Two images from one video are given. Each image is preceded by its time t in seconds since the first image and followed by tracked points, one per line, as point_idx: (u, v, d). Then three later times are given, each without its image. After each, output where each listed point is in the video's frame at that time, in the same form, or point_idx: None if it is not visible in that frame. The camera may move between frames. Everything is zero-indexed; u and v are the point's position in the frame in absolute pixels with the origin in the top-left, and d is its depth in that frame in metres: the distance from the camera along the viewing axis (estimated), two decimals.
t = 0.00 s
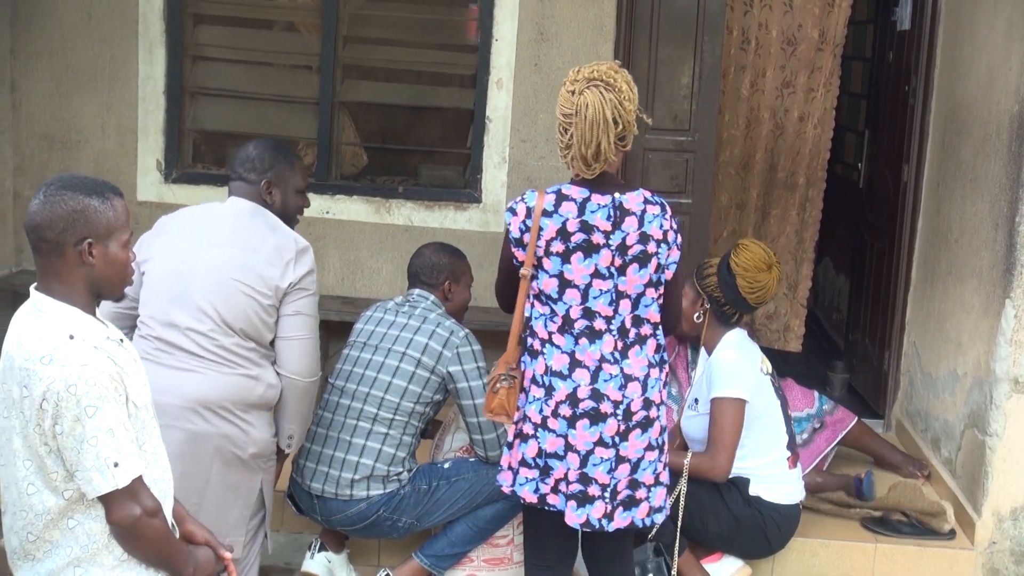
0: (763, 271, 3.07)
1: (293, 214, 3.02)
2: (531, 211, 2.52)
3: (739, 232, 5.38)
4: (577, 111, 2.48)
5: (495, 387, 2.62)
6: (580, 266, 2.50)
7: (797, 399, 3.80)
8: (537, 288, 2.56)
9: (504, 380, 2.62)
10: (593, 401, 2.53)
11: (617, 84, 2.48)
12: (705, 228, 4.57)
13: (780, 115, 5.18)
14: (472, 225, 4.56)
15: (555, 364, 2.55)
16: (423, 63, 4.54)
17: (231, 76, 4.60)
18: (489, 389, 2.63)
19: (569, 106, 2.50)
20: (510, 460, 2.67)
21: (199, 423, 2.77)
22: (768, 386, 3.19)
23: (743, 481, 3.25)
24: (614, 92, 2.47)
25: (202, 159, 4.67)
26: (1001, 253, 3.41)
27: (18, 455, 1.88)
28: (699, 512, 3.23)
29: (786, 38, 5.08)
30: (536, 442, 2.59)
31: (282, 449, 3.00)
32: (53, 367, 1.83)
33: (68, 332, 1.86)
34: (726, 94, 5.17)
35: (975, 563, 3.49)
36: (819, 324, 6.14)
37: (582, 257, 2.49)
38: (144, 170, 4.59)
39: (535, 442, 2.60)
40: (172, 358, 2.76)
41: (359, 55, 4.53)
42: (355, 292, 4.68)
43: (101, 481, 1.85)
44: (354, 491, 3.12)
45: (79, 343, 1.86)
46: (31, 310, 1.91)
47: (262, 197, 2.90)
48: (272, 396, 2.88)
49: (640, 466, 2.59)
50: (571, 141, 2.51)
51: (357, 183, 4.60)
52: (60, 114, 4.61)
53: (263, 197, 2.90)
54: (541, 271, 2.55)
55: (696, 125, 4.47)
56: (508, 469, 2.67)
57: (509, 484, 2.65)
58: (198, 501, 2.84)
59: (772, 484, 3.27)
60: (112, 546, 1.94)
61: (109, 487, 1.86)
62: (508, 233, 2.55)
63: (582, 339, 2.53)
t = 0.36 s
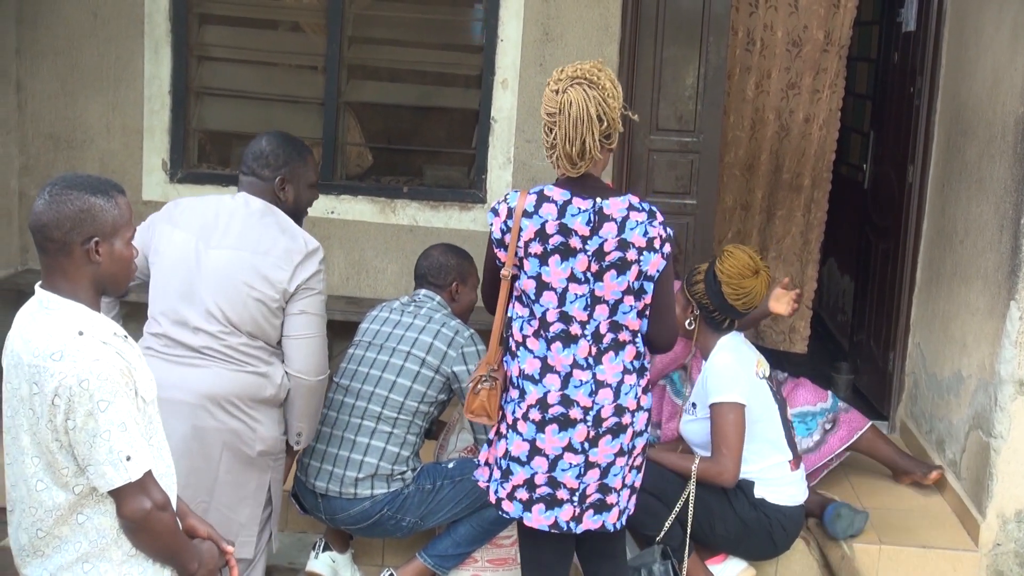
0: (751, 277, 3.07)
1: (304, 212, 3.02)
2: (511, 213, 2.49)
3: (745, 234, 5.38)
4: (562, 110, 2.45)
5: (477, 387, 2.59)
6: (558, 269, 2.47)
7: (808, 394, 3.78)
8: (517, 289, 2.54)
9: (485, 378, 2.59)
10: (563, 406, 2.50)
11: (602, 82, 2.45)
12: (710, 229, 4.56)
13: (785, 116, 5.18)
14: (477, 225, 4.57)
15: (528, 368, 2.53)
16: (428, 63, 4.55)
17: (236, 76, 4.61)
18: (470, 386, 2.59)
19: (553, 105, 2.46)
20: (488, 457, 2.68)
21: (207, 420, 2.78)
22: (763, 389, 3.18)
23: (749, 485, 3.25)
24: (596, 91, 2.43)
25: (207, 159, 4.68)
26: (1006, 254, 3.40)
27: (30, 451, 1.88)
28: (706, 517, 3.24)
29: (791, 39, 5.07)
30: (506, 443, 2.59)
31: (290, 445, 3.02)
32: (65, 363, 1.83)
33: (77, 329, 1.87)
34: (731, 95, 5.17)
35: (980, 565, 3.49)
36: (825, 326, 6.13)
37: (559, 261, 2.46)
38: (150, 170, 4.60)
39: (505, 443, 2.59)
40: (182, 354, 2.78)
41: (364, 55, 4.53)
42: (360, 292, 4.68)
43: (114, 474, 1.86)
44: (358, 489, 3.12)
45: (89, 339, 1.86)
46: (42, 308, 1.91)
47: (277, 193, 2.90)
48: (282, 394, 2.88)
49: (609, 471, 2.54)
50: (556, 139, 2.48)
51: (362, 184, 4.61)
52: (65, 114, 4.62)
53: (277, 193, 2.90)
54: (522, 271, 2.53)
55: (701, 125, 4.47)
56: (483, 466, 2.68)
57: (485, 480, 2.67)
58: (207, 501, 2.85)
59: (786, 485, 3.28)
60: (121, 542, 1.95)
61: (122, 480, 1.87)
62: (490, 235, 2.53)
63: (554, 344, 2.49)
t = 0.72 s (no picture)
0: (715, 287, 3.05)
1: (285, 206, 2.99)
2: (510, 219, 2.51)
3: (749, 236, 5.38)
4: (562, 116, 2.45)
5: (473, 398, 2.58)
6: (556, 277, 2.47)
7: (820, 395, 3.75)
8: (516, 297, 2.55)
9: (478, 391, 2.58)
10: (556, 417, 2.50)
11: (604, 89, 2.44)
12: (714, 232, 4.56)
13: (789, 118, 5.18)
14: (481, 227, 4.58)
15: (523, 377, 2.53)
16: (432, 65, 4.55)
17: (241, 78, 4.62)
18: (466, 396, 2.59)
19: (554, 111, 2.47)
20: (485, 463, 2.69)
21: (198, 423, 2.79)
22: (752, 394, 3.17)
23: (749, 485, 3.25)
24: (597, 99, 2.42)
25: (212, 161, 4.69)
26: (1010, 257, 3.40)
27: (29, 450, 1.89)
28: (706, 519, 3.24)
29: (795, 42, 5.08)
30: (500, 450, 2.60)
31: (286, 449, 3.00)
32: (63, 363, 1.84)
33: (76, 327, 1.88)
34: (735, 98, 5.17)
35: (984, 568, 3.48)
36: (828, 329, 6.13)
37: (557, 269, 2.46)
38: (155, 172, 4.62)
39: (499, 451, 2.61)
40: (171, 359, 2.78)
41: (368, 58, 4.55)
42: (364, 294, 4.69)
43: (113, 472, 1.86)
44: (362, 445, 3.12)
45: (88, 338, 1.87)
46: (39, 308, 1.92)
47: (256, 191, 2.87)
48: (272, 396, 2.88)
49: (603, 481, 2.53)
50: (556, 144, 2.49)
51: (367, 186, 4.62)
52: (71, 115, 4.63)
53: (257, 190, 2.87)
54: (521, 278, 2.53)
55: (706, 127, 4.47)
56: (479, 472, 2.71)
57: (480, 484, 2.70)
58: (202, 505, 2.86)
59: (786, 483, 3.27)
60: (120, 541, 1.95)
61: (121, 478, 1.87)
62: (491, 240, 2.54)
63: (549, 354, 2.49)
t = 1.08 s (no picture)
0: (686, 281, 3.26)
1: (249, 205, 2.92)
2: (521, 222, 2.53)
3: (751, 236, 5.38)
4: (574, 115, 2.47)
5: (490, 403, 2.61)
6: (564, 281, 2.47)
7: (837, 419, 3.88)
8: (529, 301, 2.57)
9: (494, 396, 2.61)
10: (561, 421, 2.52)
11: (617, 89, 2.46)
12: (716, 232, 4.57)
13: (791, 118, 5.18)
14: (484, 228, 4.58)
15: (533, 378, 2.55)
16: (433, 66, 4.56)
17: (242, 80, 4.63)
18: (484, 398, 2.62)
19: (567, 110, 2.49)
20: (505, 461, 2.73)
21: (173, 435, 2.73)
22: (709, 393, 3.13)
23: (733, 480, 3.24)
24: (609, 98, 2.44)
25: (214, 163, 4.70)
26: (1013, 255, 3.40)
27: (26, 451, 1.90)
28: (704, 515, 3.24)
29: (797, 42, 5.07)
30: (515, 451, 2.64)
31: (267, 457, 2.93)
32: (60, 364, 1.84)
33: (74, 328, 1.88)
34: (736, 97, 5.17)
35: (987, 566, 3.48)
36: (831, 328, 6.13)
37: (565, 274, 2.47)
38: (157, 175, 4.63)
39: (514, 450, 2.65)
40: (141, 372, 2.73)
41: (370, 59, 4.56)
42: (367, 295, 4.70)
43: (110, 473, 1.87)
44: (370, 365, 3.08)
45: (86, 339, 1.88)
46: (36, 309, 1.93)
47: (221, 191, 2.79)
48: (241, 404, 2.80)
49: (608, 486, 2.54)
50: (568, 143, 2.50)
51: (369, 187, 4.62)
52: (73, 118, 4.65)
53: (222, 190, 2.79)
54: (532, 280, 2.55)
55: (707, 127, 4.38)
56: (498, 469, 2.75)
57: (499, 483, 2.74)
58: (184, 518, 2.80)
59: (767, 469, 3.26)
60: (119, 541, 1.96)
61: (118, 478, 1.88)
62: (503, 244, 2.57)
63: (555, 357, 2.51)
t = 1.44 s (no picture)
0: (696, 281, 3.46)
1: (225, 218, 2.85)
2: (543, 226, 2.54)
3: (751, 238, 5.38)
4: (595, 124, 2.45)
5: (501, 404, 2.68)
6: (585, 287, 2.48)
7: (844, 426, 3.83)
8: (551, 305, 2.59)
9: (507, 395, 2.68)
10: (581, 425, 2.53)
11: (637, 96, 2.44)
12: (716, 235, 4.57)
13: (791, 119, 5.19)
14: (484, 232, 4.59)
15: (555, 380, 2.57)
16: (432, 70, 4.56)
17: (242, 84, 4.63)
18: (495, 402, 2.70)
19: (589, 118, 2.47)
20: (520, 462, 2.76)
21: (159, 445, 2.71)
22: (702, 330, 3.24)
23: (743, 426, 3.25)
24: (628, 107, 2.42)
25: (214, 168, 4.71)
26: (1013, 256, 3.40)
27: (23, 456, 1.90)
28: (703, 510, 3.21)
29: (796, 44, 5.07)
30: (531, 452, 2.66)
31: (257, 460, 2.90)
32: (58, 369, 1.85)
33: (71, 333, 1.89)
34: (736, 99, 5.17)
35: (989, 568, 3.47)
36: (832, 330, 6.12)
37: (586, 279, 2.48)
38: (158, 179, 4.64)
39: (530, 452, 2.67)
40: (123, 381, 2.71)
41: (369, 63, 4.56)
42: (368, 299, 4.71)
43: (106, 478, 1.87)
44: (374, 300, 3.01)
45: (82, 344, 1.88)
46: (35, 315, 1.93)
47: (193, 195, 2.73)
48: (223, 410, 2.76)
49: (626, 490, 2.54)
50: (587, 151, 2.48)
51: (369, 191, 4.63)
52: (74, 123, 4.65)
53: (194, 196, 2.73)
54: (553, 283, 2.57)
55: (707, 130, 4.38)
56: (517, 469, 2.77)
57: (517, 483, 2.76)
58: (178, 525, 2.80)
59: (776, 394, 3.28)
60: (117, 546, 1.96)
61: (114, 484, 1.88)
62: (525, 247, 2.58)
63: (575, 361, 2.52)
